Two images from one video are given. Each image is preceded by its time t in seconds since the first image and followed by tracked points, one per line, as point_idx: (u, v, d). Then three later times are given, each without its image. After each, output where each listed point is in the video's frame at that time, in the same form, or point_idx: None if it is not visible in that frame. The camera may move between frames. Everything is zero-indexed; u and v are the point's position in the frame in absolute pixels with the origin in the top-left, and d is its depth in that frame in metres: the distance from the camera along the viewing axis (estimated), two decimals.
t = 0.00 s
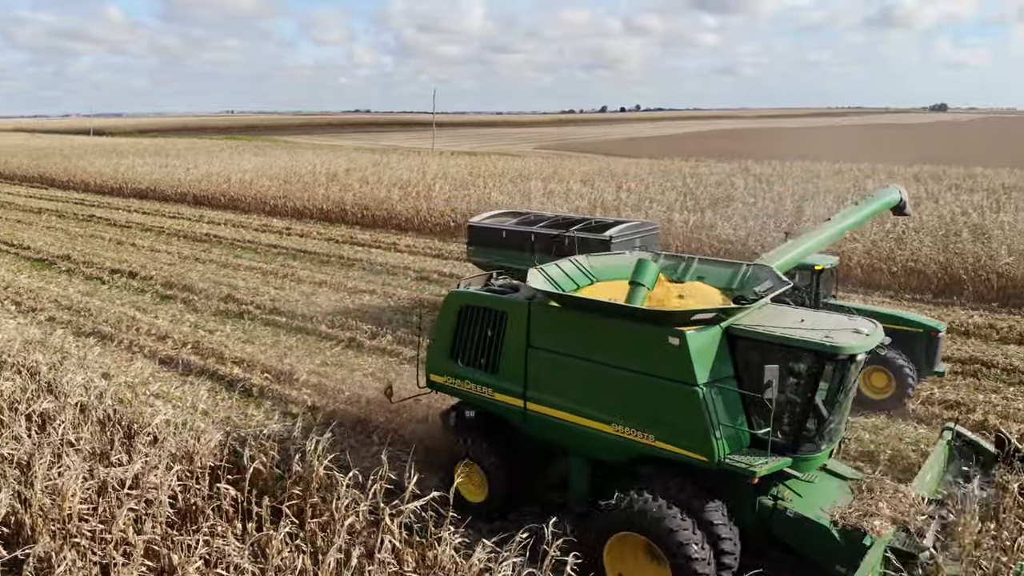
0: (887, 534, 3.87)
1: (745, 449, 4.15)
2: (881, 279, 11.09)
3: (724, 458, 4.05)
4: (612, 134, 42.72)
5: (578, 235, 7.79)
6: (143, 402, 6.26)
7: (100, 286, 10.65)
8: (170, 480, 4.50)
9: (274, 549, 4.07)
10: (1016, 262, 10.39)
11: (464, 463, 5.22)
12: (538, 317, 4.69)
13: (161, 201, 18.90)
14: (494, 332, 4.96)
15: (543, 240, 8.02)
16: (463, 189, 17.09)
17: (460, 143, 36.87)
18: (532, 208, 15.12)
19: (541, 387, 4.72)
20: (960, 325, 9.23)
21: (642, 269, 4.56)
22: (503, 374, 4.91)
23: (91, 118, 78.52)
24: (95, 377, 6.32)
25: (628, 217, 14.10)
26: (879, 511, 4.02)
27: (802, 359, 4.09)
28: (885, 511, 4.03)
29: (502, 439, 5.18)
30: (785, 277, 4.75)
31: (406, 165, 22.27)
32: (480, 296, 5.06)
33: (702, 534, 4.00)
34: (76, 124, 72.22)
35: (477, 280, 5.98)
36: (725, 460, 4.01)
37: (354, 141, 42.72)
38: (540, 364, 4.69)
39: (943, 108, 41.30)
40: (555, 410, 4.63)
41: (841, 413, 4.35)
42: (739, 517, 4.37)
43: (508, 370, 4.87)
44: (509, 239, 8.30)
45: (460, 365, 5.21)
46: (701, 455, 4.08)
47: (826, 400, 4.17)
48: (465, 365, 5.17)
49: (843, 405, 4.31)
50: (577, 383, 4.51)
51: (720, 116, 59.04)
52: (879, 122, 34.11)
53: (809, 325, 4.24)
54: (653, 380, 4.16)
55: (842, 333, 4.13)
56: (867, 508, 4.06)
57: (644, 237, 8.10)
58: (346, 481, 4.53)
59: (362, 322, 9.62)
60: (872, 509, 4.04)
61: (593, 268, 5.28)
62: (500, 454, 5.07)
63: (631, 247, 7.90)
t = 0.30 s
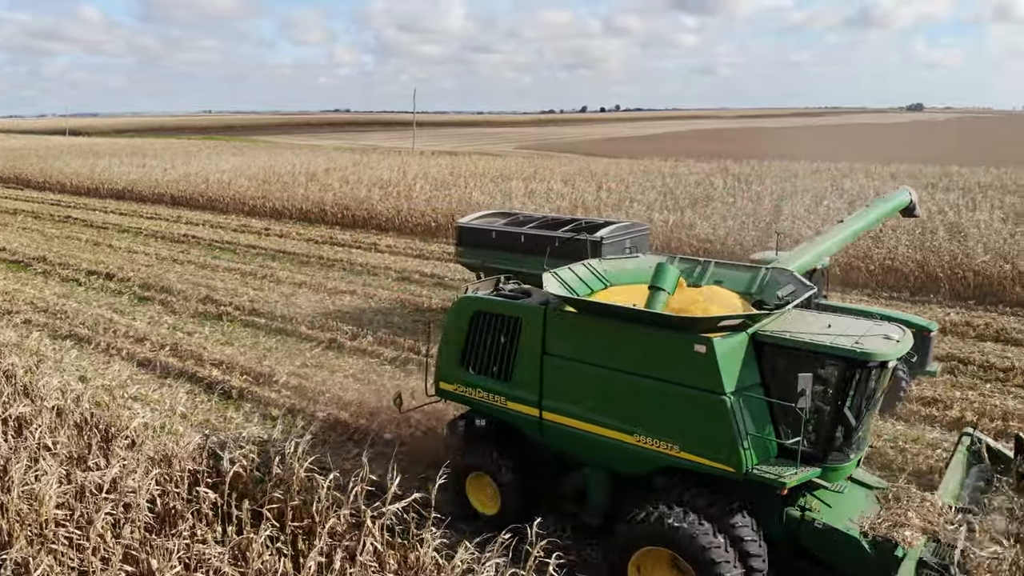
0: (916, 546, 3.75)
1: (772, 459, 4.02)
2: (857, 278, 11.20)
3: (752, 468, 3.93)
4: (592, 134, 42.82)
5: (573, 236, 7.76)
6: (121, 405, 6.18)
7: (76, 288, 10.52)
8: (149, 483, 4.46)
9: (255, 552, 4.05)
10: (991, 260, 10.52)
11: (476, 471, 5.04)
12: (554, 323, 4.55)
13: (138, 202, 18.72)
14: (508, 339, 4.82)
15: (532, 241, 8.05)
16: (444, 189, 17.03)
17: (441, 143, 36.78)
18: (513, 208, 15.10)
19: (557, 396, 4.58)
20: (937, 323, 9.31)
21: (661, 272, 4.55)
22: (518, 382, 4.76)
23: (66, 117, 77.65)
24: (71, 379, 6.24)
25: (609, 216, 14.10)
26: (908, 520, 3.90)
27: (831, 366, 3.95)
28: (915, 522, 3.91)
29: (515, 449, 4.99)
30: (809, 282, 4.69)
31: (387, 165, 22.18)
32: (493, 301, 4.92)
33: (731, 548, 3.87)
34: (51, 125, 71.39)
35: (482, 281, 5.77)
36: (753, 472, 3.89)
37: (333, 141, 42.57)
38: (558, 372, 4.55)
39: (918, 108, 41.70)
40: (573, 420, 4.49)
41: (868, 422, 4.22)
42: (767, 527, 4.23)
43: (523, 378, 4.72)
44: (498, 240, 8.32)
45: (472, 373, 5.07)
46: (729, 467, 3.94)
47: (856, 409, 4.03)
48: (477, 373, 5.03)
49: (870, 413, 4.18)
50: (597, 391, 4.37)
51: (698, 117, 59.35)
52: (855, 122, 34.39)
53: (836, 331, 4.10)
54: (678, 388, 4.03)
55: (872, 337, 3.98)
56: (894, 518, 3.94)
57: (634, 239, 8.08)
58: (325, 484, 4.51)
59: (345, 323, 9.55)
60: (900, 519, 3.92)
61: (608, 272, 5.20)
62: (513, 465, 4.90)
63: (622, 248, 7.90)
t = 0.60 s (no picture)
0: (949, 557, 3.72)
1: (803, 469, 3.93)
2: (834, 277, 11.31)
3: (784, 480, 3.82)
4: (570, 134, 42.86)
5: (562, 238, 7.80)
6: (98, 409, 6.11)
7: (51, 290, 10.39)
8: (128, 487, 4.42)
9: (236, 556, 4.03)
10: (967, 259, 10.64)
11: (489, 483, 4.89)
12: (574, 331, 4.41)
13: (114, 203, 18.53)
14: (524, 347, 4.67)
15: (523, 242, 8.09)
16: (424, 189, 16.99)
17: (421, 143, 36.63)
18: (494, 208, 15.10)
19: (576, 407, 4.43)
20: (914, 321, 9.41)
21: (682, 278, 4.33)
22: (534, 392, 4.61)
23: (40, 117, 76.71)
24: (48, 384, 6.15)
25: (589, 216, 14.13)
26: (939, 531, 3.88)
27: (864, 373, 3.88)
28: (945, 533, 3.88)
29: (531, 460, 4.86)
30: (833, 286, 4.44)
31: (367, 165, 22.09)
32: (508, 308, 4.76)
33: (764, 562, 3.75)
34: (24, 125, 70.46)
35: (491, 287, 5.58)
36: (785, 484, 3.78)
37: (312, 142, 42.42)
38: (577, 382, 4.41)
39: (893, 108, 42.13)
40: (595, 431, 4.36)
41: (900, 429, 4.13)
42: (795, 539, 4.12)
43: (540, 387, 4.58)
44: (487, 241, 8.39)
45: (485, 382, 4.91)
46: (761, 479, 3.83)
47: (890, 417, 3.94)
48: (490, 382, 4.88)
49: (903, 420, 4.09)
50: (619, 401, 4.23)
51: (675, 117, 59.59)
52: (832, 121, 34.69)
53: (867, 338, 4.04)
54: (707, 399, 3.91)
55: (905, 345, 3.92)
56: (924, 528, 3.92)
57: (624, 239, 8.12)
58: (306, 487, 4.50)
59: (325, 324, 9.51)
60: (932, 530, 3.90)
61: (620, 276, 4.97)
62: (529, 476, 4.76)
63: (612, 251, 7.95)
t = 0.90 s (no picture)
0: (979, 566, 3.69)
1: (831, 478, 3.84)
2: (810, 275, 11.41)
3: (813, 489, 3.74)
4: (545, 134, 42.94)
5: (549, 239, 7.88)
6: (72, 413, 6.02)
7: (22, 294, 10.23)
8: (103, 493, 4.36)
9: (214, 560, 4.01)
10: (939, 256, 10.79)
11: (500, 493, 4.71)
12: (592, 337, 4.29)
13: (86, 205, 18.31)
14: (539, 354, 4.54)
15: (510, 243, 8.15)
16: (401, 189, 16.94)
17: (398, 143, 36.48)
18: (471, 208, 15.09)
19: (594, 416, 4.31)
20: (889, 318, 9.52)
21: (704, 283, 4.32)
22: (551, 401, 4.49)
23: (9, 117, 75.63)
24: (20, 389, 6.05)
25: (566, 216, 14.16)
26: (967, 540, 3.86)
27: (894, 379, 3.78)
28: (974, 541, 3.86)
29: (545, 469, 4.70)
30: (853, 289, 4.44)
31: (343, 165, 22.00)
32: (520, 313, 4.62)
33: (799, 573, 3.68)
34: None
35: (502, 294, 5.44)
36: (815, 494, 3.70)
37: (294, 142, 42.31)
38: (596, 390, 4.28)
39: (865, 107, 42.66)
40: (614, 440, 4.24)
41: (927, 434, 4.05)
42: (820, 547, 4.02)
43: (556, 396, 4.45)
44: (473, 243, 8.43)
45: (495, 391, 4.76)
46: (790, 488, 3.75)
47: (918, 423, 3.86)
48: (501, 390, 4.73)
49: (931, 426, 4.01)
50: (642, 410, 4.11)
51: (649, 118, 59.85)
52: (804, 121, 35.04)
53: (895, 342, 3.94)
54: (736, 407, 3.81)
55: (935, 349, 3.82)
56: (952, 537, 3.89)
57: (612, 240, 8.15)
58: (284, 490, 4.48)
59: (301, 326, 9.44)
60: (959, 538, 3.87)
61: (634, 280, 4.95)
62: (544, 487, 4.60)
63: (598, 252, 7.97)
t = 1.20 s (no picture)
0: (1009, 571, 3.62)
1: (860, 486, 3.74)
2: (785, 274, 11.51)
3: (843, 498, 3.65)
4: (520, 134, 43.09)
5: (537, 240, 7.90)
6: (44, 417, 5.94)
7: None
8: (77, 497, 4.31)
9: (189, 563, 3.97)
10: (911, 255, 10.95)
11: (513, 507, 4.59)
12: (610, 344, 4.18)
13: (57, 206, 18.12)
14: (553, 361, 4.43)
15: (496, 243, 8.16)
16: (377, 189, 16.90)
17: (374, 143, 36.42)
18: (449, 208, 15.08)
19: (614, 424, 4.21)
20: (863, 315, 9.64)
21: (726, 287, 4.42)
22: (568, 409, 4.38)
23: None
24: None
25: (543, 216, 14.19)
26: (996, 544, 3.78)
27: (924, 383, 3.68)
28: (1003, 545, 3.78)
29: (558, 479, 4.61)
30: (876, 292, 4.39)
31: (319, 165, 21.94)
32: (533, 319, 4.50)
33: None
34: None
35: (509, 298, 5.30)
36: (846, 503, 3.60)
37: (267, 141, 42.17)
38: (616, 398, 4.18)
39: (836, 108, 43.07)
40: (635, 450, 4.14)
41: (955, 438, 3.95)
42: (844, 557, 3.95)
43: (574, 404, 4.35)
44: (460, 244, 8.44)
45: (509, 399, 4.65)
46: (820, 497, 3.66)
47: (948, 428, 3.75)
48: (514, 398, 4.62)
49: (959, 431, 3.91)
50: (665, 419, 4.02)
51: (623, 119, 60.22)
52: (778, 122, 35.43)
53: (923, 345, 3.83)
54: (764, 416, 3.72)
55: (965, 352, 3.72)
56: (981, 540, 3.81)
57: (598, 240, 8.17)
58: (260, 493, 4.44)
59: (277, 328, 9.38)
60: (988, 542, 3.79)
61: (648, 283, 4.92)
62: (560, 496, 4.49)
63: (586, 251, 7.98)
